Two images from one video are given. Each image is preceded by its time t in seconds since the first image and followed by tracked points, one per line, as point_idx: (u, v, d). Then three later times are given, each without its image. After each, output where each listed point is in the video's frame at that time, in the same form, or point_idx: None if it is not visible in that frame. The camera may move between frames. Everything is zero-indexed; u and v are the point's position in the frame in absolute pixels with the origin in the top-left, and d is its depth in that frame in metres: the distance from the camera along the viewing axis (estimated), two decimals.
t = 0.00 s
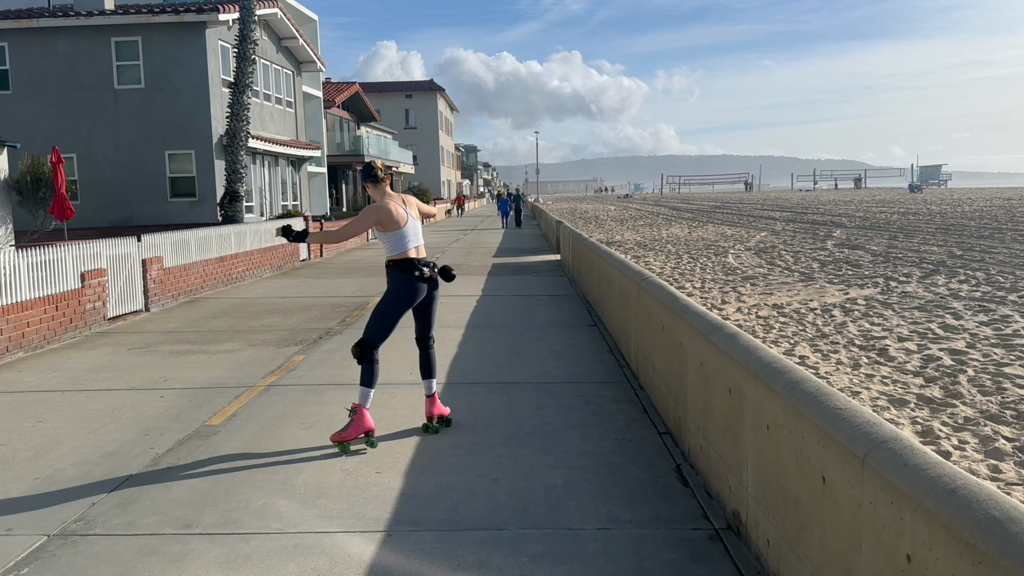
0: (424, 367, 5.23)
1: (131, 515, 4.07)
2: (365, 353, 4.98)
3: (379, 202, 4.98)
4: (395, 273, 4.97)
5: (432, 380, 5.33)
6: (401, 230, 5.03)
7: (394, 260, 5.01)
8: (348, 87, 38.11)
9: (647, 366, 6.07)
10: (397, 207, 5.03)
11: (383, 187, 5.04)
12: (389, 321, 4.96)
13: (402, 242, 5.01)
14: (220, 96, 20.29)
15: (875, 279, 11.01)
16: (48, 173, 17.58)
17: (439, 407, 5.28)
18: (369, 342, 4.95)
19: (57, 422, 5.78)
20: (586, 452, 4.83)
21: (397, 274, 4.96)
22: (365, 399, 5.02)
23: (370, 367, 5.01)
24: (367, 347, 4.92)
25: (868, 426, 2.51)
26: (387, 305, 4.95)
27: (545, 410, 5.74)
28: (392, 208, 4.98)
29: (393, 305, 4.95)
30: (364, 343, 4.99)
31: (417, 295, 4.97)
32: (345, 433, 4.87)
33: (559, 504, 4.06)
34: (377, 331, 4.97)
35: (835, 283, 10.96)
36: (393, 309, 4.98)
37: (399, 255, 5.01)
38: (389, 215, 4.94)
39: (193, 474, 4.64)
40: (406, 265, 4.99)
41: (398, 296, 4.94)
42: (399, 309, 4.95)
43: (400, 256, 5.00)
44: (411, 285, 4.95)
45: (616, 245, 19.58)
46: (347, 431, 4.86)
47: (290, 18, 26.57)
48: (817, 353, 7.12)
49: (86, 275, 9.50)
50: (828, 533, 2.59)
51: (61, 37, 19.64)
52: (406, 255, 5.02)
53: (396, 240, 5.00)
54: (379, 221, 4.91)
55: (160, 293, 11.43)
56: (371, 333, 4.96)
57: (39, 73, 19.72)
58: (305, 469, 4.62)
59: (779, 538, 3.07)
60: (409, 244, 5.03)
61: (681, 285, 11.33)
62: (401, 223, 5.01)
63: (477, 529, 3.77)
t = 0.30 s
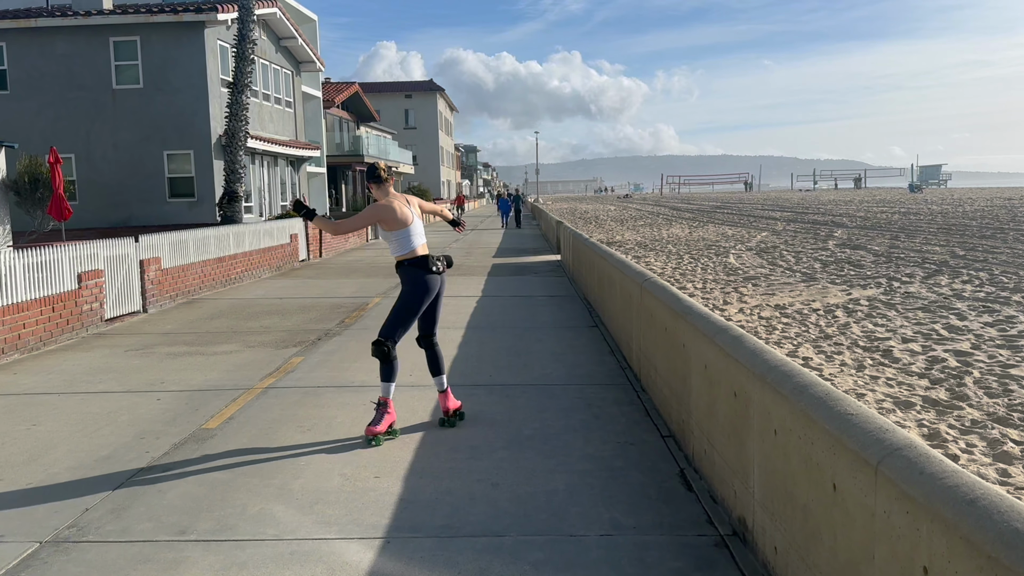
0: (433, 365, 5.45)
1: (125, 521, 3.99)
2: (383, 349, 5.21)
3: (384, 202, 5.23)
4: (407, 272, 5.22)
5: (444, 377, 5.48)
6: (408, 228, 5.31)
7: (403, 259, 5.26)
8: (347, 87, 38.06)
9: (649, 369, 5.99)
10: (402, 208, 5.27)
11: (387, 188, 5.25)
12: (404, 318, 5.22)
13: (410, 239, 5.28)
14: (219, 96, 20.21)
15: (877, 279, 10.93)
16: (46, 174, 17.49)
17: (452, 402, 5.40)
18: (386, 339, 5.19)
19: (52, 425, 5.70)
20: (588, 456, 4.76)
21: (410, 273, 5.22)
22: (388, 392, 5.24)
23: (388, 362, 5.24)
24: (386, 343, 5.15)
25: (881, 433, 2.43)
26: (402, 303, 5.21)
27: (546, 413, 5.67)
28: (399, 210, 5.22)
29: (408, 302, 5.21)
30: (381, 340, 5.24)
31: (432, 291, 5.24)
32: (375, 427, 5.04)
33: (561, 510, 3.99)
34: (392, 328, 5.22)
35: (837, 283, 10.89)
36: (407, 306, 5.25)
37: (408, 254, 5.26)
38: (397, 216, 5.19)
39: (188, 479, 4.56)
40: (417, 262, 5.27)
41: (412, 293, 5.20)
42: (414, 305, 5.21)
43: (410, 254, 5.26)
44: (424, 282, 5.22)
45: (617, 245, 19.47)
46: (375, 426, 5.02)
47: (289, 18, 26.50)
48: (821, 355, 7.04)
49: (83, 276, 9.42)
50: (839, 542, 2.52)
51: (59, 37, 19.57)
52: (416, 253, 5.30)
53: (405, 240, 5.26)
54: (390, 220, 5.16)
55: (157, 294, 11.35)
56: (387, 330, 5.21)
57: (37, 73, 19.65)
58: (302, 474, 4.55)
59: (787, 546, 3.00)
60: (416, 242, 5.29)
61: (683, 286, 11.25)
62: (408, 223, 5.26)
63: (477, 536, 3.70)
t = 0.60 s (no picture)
0: (442, 359, 5.57)
1: (118, 526, 3.92)
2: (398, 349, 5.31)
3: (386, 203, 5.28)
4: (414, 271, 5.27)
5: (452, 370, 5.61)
6: (412, 227, 5.36)
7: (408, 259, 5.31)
8: (346, 87, 37.99)
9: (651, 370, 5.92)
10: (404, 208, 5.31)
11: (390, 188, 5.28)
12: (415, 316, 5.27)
13: (413, 238, 5.33)
14: (218, 96, 20.12)
15: (879, 280, 10.87)
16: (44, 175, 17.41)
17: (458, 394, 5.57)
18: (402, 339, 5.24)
19: (46, 428, 5.63)
20: (589, 460, 4.68)
21: (417, 272, 5.28)
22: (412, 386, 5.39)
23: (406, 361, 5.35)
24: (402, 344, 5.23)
25: (892, 438, 2.36)
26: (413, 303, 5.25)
27: (547, 415, 5.59)
28: (400, 210, 5.27)
29: (417, 301, 5.26)
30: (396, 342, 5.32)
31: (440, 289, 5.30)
32: (403, 418, 5.20)
33: (562, 515, 3.92)
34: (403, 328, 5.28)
35: (839, 283, 10.82)
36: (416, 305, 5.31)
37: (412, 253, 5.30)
38: (397, 216, 5.23)
39: (183, 482, 4.49)
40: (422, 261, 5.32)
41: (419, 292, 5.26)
42: (424, 304, 5.26)
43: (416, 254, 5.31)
44: (431, 280, 5.28)
45: (617, 245, 19.39)
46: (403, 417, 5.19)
47: (287, 17, 26.40)
48: (825, 356, 6.97)
49: (79, 276, 9.35)
50: (849, 551, 2.45)
51: (57, 37, 19.49)
52: (421, 252, 5.36)
53: (408, 239, 5.31)
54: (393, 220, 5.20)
55: (155, 295, 11.28)
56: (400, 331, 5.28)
57: (35, 73, 19.57)
58: (299, 478, 4.47)
59: (794, 553, 2.92)
60: (420, 241, 5.34)
61: (684, 286, 11.18)
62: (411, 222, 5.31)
63: (477, 542, 3.63)
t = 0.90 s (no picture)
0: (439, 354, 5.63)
1: (109, 533, 3.84)
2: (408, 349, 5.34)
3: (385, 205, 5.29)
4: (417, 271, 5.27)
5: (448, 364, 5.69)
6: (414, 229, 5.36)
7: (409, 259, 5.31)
8: (344, 87, 37.92)
9: (652, 372, 5.84)
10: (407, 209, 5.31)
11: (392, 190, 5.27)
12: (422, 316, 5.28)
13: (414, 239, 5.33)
14: (216, 96, 20.03)
15: (881, 280, 10.79)
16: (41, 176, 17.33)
17: (449, 389, 5.67)
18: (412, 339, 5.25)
19: (39, 431, 5.55)
20: (590, 463, 4.60)
21: (418, 272, 5.27)
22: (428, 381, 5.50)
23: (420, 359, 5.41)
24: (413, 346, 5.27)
25: (904, 445, 2.29)
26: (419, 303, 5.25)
27: (546, 418, 5.51)
28: (403, 211, 5.26)
29: (422, 302, 5.26)
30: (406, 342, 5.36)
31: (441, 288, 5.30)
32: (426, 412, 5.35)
33: (563, 521, 3.83)
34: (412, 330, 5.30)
35: (841, 284, 10.74)
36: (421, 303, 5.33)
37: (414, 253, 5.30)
38: (399, 217, 5.22)
39: (176, 487, 4.41)
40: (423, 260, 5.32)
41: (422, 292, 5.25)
42: (428, 304, 5.26)
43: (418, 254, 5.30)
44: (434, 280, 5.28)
45: (617, 245, 19.31)
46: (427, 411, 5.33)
47: (286, 17, 26.33)
48: (827, 357, 6.88)
49: (75, 277, 9.28)
50: (859, 561, 2.37)
51: (54, 37, 19.41)
52: (422, 252, 5.35)
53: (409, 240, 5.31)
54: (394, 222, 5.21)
55: (152, 296, 11.20)
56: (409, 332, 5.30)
57: (32, 73, 19.50)
58: (294, 483, 4.39)
59: (801, 563, 2.85)
60: (422, 241, 5.32)
61: (684, 287, 11.11)
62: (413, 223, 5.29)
63: (476, 549, 3.55)
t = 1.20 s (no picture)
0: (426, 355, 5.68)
1: (98, 542, 3.76)
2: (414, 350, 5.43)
3: (386, 206, 5.35)
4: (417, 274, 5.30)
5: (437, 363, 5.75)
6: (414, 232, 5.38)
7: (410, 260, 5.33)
8: (343, 87, 37.87)
9: (653, 375, 5.76)
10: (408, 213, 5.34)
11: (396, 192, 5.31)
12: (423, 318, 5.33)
13: (415, 240, 5.36)
14: (215, 96, 19.94)
15: (883, 281, 10.72)
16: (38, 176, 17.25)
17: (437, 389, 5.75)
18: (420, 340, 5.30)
19: (30, 436, 5.47)
20: (589, 469, 4.52)
21: (417, 273, 5.28)
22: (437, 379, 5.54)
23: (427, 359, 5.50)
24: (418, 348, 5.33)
25: (915, 456, 2.21)
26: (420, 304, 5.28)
27: (546, 422, 5.43)
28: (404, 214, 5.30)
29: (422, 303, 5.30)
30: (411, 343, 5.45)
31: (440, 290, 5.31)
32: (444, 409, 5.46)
33: (562, 529, 3.75)
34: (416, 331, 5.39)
35: (843, 285, 10.66)
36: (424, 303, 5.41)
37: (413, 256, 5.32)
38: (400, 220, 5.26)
39: (167, 494, 4.32)
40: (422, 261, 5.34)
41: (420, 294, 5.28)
42: (428, 305, 5.30)
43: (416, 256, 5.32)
44: (434, 282, 5.31)
45: (617, 246, 19.23)
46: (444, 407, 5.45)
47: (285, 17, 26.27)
48: (830, 359, 6.81)
49: (71, 279, 9.20)
50: None
51: (52, 37, 19.34)
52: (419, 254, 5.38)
53: (409, 240, 5.35)
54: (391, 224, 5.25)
55: (149, 297, 11.12)
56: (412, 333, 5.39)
57: (30, 73, 19.42)
58: (288, 490, 4.31)
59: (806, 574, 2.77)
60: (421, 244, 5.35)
61: (685, 287, 11.04)
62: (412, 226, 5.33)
63: (473, 559, 3.46)
